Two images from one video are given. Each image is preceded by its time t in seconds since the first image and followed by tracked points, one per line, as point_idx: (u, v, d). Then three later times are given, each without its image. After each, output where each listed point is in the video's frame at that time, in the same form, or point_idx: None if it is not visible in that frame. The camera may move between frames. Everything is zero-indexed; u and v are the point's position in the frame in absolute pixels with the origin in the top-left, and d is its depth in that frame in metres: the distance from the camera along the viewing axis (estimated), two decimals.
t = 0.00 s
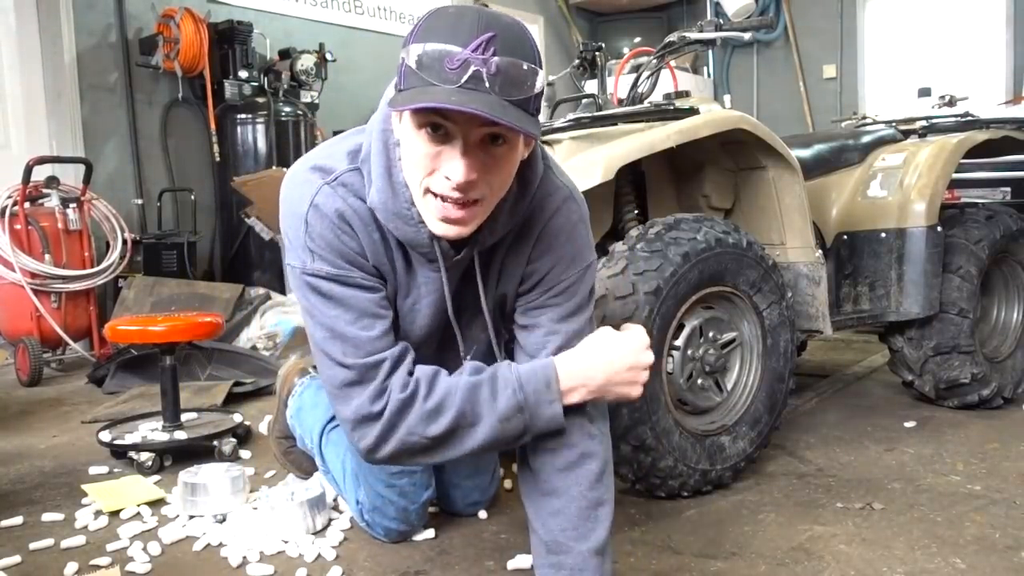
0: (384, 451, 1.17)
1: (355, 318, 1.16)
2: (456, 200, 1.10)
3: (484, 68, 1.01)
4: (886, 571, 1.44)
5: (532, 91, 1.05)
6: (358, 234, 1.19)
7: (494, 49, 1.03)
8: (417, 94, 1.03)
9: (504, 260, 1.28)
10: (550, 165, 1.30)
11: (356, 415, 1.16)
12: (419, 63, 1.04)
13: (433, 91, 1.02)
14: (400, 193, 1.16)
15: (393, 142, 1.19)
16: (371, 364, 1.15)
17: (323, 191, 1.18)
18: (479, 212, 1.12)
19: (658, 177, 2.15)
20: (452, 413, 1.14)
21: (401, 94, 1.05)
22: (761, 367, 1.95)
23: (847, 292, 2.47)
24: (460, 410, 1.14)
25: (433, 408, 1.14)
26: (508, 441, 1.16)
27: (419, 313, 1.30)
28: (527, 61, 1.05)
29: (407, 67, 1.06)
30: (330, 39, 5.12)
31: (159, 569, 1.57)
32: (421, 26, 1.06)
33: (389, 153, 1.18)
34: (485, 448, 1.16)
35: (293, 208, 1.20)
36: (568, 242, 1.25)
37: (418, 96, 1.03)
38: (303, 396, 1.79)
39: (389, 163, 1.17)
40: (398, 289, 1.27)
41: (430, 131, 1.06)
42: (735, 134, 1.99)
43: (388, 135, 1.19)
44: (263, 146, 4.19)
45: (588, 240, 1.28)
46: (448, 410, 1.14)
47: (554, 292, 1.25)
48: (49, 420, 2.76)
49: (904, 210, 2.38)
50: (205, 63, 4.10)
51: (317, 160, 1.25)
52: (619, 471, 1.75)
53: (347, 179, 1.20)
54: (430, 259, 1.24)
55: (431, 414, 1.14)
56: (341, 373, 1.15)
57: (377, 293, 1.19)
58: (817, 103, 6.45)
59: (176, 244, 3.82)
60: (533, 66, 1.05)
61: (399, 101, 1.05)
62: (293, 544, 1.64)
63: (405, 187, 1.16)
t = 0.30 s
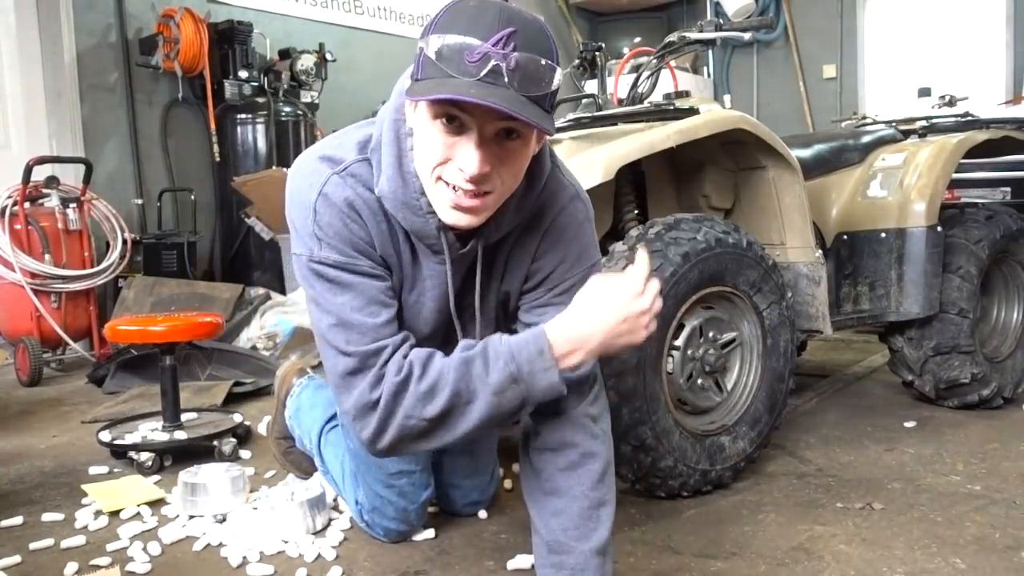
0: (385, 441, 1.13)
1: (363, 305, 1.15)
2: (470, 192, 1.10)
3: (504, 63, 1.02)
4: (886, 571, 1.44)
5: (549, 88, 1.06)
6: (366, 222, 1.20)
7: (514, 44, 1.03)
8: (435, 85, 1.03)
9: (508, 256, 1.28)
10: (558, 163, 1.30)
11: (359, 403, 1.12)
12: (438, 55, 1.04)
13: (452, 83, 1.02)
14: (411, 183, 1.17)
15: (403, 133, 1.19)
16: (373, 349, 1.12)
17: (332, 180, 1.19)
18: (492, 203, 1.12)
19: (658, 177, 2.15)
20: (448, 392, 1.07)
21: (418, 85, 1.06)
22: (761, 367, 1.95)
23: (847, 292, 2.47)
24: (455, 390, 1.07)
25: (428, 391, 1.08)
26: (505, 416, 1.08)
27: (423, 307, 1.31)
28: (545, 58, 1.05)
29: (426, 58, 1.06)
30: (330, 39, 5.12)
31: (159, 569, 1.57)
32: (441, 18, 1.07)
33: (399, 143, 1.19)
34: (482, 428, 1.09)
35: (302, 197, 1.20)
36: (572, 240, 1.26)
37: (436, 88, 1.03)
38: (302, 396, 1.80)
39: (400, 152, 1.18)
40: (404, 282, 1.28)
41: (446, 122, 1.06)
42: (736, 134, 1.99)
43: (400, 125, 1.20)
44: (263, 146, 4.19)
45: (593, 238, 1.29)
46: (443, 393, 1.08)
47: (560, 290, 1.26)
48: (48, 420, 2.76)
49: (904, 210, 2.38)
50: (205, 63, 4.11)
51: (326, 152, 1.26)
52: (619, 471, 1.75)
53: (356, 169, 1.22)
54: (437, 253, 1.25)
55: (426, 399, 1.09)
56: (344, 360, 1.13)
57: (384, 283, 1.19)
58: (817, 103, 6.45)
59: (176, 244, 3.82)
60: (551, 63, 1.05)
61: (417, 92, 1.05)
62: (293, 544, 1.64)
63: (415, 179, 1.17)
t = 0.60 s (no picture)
0: (389, 439, 1.14)
1: (368, 304, 1.15)
2: (480, 191, 1.10)
3: (515, 62, 1.02)
4: (886, 571, 1.44)
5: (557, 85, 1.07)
6: (373, 217, 1.20)
7: (523, 42, 1.04)
8: (447, 87, 1.03)
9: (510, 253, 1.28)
10: (561, 159, 1.30)
11: (363, 401, 1.13)
12: (447, 53, 1.04)
13: (465, 83, 1.02)
14: (417, 180, 1.16)
15: (406, 129, 1.19)
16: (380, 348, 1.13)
17: (340, 174, 1.20)
18: (501, 201, 1.12)
19: (658, 177, 2.15)
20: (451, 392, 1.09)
21: (428, 85, 1.06)
22: (761, 368, 1.95)
23: (847, 292, 2.47)
24: (462, 390, 1.08)
25: (434, 391, 1.09)
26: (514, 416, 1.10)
27: (432, 301, 1.31)
28: (551, 54, 1.06)
29: (434, 57, 1.06)
30: (330, 39, 5.12)
31: (159, 569, 1.57)
32: (446, 16, 1.07)
33: (402, 139, 1.18)
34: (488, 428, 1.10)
35: (307, 193, 1.21)
36: (574, 237, 1.26)
37: (449, 89, 1.03)
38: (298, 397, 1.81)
39: (403, 149, 1.17)
40: (412, 277, 1.28)
41: (457, 122, 1.06)
42: (735, 134, 1.99)
43: (402, 121, 1.19)
44: (263, 146, 4.19)
45: (595, 236, 1.29)
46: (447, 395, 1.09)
47: (563, 288, 1.26)
48: (49, 420, 2.76)
49: (904, 210, 2.38)
50: (205, 63, 4.11)
51: (331, 149, 1.26)
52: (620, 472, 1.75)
53: (362, 165, 1.22)
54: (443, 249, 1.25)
55: (431, 400, 1.10)
56: (349, 359, 1.14)
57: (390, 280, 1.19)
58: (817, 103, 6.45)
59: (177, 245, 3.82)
60: (558, 59, 1.06)
61: (427, 93, 1.05)
62: (293, 544, 1.64)
63: (420, 174, 1.16)
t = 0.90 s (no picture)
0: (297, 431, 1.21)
1: (309, 325, 1.14)
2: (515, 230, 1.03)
3: (569, 111, 0.96)
4: (886, 571, 1.44)
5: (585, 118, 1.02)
6: (350, 234, 1.15)
7: (568, 85, 0.97)
8: (504, 141, 0.93)
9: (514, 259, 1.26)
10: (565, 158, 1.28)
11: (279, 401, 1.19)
12: (500, 104, 0.94)
13: (524, 138, 0.94)
14: (417, 203, 1.10)
15: (406, 149, 1.08)
16: (302, 372, 1.15)
17: (316, 192, 1.13)
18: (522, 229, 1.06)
19: (658, 177, 2.15)
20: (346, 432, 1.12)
21: (476, 137, 0.94)
22: (761, 368, 1.95)
23: (847, 292, 2.47)
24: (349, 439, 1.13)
25: (331, 427, 1.14)
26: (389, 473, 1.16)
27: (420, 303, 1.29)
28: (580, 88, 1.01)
29: (478, 106, 0.95)
30: (330, 39, 5.12)
31: (159, 569, 1.57)
32: (482, 56, 0.96)
33: (402, 160, 1.08)
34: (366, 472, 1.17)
35: (287, 207, 1.14)
36: (578, 244, 1.24)
37: (508, 145, 0.93)
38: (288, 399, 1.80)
39: (403, 169, 1.08)
40: (392, 287, 1.25)
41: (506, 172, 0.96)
42: (735, 134, 1.99)
43: (402, 140, 1.08)
44: (263, 146, 4.19)
45: (600, 237, 1.28)
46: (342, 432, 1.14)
47: (565, 289, 1.25)
48: (49, 420, 2.76)
49: (904, 210, 2.38)
50: (205, 63, 4.10)
51: (322, 156, 1.19)
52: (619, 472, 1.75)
53: (349, 179, 1.14)
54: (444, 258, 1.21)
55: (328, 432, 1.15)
56: (279, 369, 1.17)
57: (341, 308, 1.16)
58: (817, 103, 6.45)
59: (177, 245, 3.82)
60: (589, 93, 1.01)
61: (479, 147, 0.93)
62: (293, 544, 1.64)
63: (422, 197, 1.09)
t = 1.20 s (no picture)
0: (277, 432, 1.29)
1: (291, 327, 1.16)
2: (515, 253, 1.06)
3: (572, 144, 0.99)
4: (886, 571, 1.44)
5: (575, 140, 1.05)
6: (335, 248, 1.16)
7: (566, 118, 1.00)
8: (517, 185, 0.95)
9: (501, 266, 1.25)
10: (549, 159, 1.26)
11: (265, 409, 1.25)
12: (510, 150, 0.95)
13: (537, 180, 0.96)
14: (404, 223, 1.10)
15: (393, 171, 1.08)
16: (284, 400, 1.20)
17: (303, 205, 1.14)
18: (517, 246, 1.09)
19: (658, 177, 2.15)
20: (325, 485, 1.22)
21: (490, 183, 0.95)
22: (761, 367, 1.95)
23: (847, 292, 2.47)
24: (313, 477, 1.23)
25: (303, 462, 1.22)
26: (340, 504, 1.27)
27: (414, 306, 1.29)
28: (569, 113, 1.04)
29: (488, 152, 0.95)
30: (330, 39, 5.12)
31: (159, 569, 1.57)
32: (487, 99, 0.96)
33: (389, 182, 1.08)
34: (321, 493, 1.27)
35: (276, 214, 1.17)
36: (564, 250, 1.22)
37: (525, 190, 0.95)
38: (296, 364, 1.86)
39: (390, 190, 1.08)
40: (382, 296, 1.24)
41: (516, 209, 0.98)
42: (735, 134, 1.98)
43: (389, 163, 1.07)
44: (263, 146, 4.19)
45: (585, 242, 1.26)
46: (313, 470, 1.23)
47: (551, 296, 1.23)
48: (48, 420, 2.76)
49: (904, 211, 2.38)
50: (205, 63, 4.10)
51: (313, 163, 1.20)
52: (619, 472, 1.75)
53: (335, 192, 1.15)
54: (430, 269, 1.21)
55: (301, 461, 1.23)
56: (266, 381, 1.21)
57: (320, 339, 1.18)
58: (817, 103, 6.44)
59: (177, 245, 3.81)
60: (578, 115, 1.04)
61: (494, 193, 0.95)
62: (294, 544, 1.64)
63: (408, 218, 1.09)
